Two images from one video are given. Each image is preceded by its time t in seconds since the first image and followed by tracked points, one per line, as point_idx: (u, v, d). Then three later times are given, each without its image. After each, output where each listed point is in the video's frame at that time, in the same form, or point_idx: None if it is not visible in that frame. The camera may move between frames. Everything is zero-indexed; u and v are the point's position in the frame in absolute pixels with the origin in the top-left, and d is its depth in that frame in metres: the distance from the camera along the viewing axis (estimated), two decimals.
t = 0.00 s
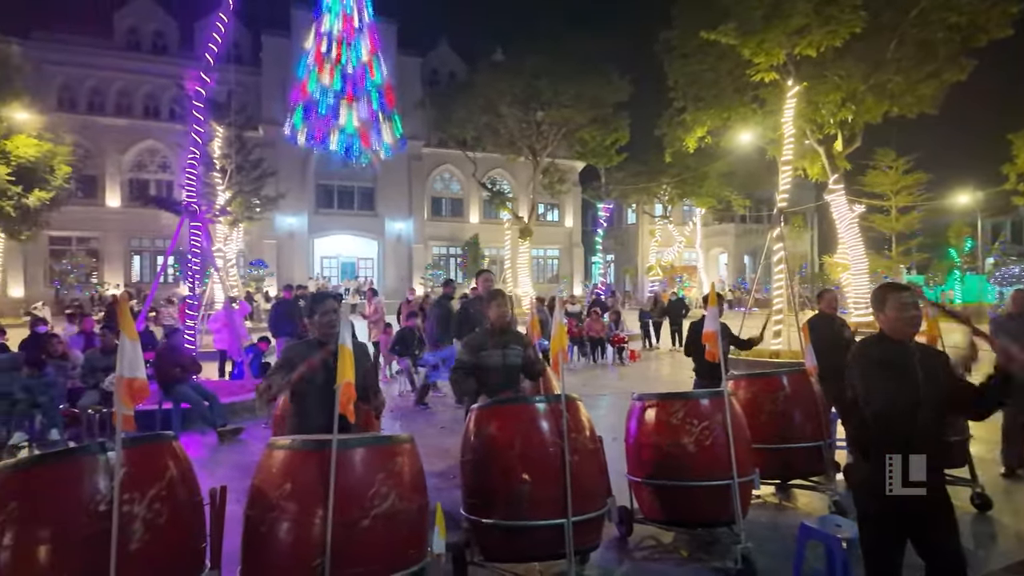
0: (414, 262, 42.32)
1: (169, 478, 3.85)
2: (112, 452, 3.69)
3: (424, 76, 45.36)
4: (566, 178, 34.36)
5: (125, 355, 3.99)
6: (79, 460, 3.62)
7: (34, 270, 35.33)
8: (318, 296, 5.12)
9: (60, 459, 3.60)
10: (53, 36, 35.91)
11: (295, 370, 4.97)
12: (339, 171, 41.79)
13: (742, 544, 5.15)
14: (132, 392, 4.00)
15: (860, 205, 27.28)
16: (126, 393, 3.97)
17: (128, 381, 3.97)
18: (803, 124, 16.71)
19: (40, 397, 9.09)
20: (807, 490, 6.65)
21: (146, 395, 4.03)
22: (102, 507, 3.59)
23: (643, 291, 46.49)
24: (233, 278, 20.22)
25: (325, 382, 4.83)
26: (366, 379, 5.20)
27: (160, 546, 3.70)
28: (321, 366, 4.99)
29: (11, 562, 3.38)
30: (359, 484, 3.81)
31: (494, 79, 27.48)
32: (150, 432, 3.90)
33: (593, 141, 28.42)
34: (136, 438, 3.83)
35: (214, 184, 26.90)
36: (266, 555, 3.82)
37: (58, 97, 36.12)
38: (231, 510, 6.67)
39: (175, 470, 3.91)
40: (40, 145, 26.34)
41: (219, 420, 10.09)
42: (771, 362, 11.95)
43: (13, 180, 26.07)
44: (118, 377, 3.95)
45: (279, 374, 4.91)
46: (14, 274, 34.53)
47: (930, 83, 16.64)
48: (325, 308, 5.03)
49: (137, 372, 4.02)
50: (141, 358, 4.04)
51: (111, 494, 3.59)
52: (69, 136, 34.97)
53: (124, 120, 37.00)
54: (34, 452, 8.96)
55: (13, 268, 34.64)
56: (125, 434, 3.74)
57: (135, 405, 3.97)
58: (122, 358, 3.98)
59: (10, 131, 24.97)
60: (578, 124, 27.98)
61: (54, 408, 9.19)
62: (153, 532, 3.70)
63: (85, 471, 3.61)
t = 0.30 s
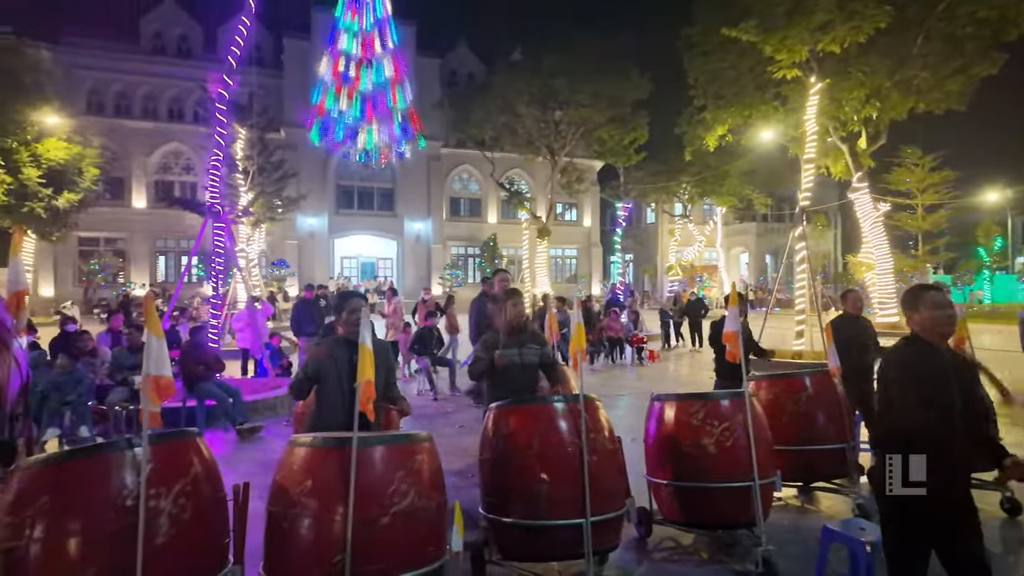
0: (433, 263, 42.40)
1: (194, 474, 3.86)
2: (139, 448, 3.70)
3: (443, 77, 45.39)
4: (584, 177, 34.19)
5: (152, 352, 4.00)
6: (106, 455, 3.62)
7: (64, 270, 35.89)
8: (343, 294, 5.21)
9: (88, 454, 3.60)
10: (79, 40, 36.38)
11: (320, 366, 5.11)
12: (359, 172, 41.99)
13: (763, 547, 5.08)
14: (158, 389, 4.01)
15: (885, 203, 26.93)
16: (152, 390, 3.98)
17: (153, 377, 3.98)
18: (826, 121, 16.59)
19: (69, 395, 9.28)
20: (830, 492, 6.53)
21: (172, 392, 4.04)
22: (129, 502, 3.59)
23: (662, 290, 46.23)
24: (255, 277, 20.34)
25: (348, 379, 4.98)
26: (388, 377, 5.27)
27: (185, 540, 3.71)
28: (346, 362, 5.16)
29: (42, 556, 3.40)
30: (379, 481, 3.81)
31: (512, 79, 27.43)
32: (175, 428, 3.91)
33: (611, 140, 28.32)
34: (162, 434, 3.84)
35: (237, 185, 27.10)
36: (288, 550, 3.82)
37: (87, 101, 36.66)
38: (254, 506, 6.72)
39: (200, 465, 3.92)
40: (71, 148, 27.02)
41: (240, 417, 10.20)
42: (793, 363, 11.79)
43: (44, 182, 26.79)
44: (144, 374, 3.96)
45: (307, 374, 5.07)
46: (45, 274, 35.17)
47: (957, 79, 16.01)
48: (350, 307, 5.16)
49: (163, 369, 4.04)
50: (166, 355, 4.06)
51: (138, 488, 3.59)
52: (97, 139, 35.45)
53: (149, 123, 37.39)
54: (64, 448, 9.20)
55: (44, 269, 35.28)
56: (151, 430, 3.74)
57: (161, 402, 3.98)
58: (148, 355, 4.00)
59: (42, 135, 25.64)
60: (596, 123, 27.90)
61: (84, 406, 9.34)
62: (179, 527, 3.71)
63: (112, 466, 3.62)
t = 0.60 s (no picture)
0: (450, 263, 42.45)
1: (217, 471, 3.86)
2: (165, 444, 3.70)
3: (461, 77, 45.37)
4: (603, 176, 34.01)
5: (176, 351, 4.01)
6: (132, 451, 3.63)
7: (91, 270, 36.42)
8: (364, 292, 5.24)
9: (115, 450, 3.61)
10: (103, 44, 36.76)
11: (342, 363, 5.20)
12: (378, 173, 42.13)
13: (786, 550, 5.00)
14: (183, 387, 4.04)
15: (911, 202, 26.52)
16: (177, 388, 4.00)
17: (178, 375, 4.01)
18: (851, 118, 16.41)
19: (97, 393, 9.49)
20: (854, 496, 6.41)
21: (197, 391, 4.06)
22: (155, 498, 3.58)
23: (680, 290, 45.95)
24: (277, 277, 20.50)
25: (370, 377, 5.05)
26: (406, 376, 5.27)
27: (209, 537, 3.71)
28: (366, 361, 5.23)
29: (71, 550, 3.42)
30: (399, 480, 3.90)
31: (530, 78, 27.35)
32: (199, 426, 3.91)
33: (631, 139, 28.18)
34: (187, 432, 3.85)
35: (259, 187, 27.25)
36: (310, 548, 3.91)
37: (113, 104, 37.10)
38: (276, 503, 6.75)
39: (223, 462, 3.93)
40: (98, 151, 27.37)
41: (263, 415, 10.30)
42: (816, 364, 11.63)
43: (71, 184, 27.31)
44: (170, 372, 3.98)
45: (329, 373, 5.16)
46: (72, 274, 35.69)
47: (985, 74, 15.16)
48: (371, 307, 5.19)
49: (188, 368, 4.06)
50: (191, 353, 4.07)
51: (164, 485, 3.59)
52: (123, 142, 35.91)
53: (172, 126, 37.72)
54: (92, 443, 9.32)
55: (71, 270, 35.80)
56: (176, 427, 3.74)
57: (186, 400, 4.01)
58: (172, 353, 4.01)
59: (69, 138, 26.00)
60: (615, 121, 27.74)
61: (110, 403, 9.54)
62: (203, 524, 3.70)
63: (138, 462, 3.62)
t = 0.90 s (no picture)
0: (467, 263, 42.48)
1: (239, 468, 3.86)
2: (189, 442, 3.71)
3: (477, 78, 45.36)
4: (620, 176, 33.87)
5: (198, 349, 4.02)
6: (158, 448, 3.65)
7: (116, 270, 36.81)
8: (383, 293, 5.28)
9: (141, 448, 3.65)
10: (128, 48, 37.22)
11: (361, 362, 5.19)
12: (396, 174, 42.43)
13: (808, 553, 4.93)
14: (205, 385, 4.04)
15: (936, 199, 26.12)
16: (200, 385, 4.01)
17: (201, 373, 4.01)
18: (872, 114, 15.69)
19: (123, 390, 9.59)
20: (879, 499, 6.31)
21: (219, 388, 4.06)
22: (180, 494, 3.59)
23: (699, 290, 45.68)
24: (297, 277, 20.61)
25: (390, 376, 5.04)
26: (426, 376, 5.27)
27: (233, 533, 3.71)
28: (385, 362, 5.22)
29: (99, 544, 3.46)
30: (419, 479, 4.00)
31: (547, 78, 27.27)
32: (222, 424, 3.91)
33: (648, 138, 28.05)
34: (209, 429, 3.84)
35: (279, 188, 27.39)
36: (330, 546, 4.02)
37: (137, 107, 37.51)
38: (298, 500, 6.78)
39: (246, 460, 3.93)
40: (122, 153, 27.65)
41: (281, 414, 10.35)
42: (839, 364, 11.48)
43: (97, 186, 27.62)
44: (193, 370, 3.98)
45: (349, 371, 5.16)
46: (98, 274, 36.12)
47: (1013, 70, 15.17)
48: (392, 307, 5.20)
49: (211, 366, 4.06)
50: (213, 352, 4.07)
51: (188, 481, 3.60)
52: (146, 144, 36.30)
53: (194, 128, 38.06)
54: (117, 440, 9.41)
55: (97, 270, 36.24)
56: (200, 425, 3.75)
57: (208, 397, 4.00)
58: (195, 352, 4.02)
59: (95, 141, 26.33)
60: (632, 120, 27.61)
61: (136, 400, 9.61)
62: (226, 520, 3.70)
63: (163, 458, 3.63)
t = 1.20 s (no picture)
0: (484, 263, 42.48)
1: (263, 466, 3.86)
2: (214, 439, 3.72)
3: (494, 79, 45.37)
4: (638, 175, 33.70)
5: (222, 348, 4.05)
6: (183, 446, 3.66)
7: (140, 271, 37.17)
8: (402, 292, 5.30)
9: (166, 445, 3.66)
10: (151, 53, 37.63)
11: (381, 362, 5.21)
12: (414, 174, 42.70)
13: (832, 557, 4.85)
14: (229, 384, 4.05)
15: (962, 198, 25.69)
16: (224, 384, 4.03)
17: (224, 372, 4.03)
18: (896, 112, 15.41)
19: (147, 389, 9.68)
20: (905, 503, 6.18)
21: (242, 387, 4.06)
22: (205, 492, 3.59)
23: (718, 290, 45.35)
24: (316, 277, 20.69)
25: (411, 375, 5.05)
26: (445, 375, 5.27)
27: (257, 530, 3.71)
28: (405, 362, 5.22)
29: (127, 539, 3.47)
30: (440, 478, 4.04)
31: (564, 78, 27.19)
32: (246, 422, 3.91)
33: (667, 137, 27.90)
34: (234, 427, 3.85)
35: (299, 189, 27.55)
36: (352, 544, 4.07)
37: (161, 110, 37.90)
38: (320, 498, 6.82)
39: (269, 458, 3.93)
40: (147, 155, 27.91)
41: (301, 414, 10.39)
42: (861, 365, 11.33)
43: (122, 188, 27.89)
44: (217, 369, 4.00)
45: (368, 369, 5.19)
46: (122, 275, 36.54)
47: None
48: (410, 305, 5.22)
49: (234, 365, 4.08)
50: (237, 352, 4.10)
51: (214, 478, 3.61)
52: (170, 147, 36.68)
53: (216, 131, 38.39)
54: (143, 438, 9.48)
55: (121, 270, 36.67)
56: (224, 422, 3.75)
57: (232, 396, 4.02)
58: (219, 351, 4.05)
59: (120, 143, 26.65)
60: (651, 119, 27.45)
61: (160, 399, 9.67)
62: (250, 517, 3.70)
63: (188, 456, 3.64)
